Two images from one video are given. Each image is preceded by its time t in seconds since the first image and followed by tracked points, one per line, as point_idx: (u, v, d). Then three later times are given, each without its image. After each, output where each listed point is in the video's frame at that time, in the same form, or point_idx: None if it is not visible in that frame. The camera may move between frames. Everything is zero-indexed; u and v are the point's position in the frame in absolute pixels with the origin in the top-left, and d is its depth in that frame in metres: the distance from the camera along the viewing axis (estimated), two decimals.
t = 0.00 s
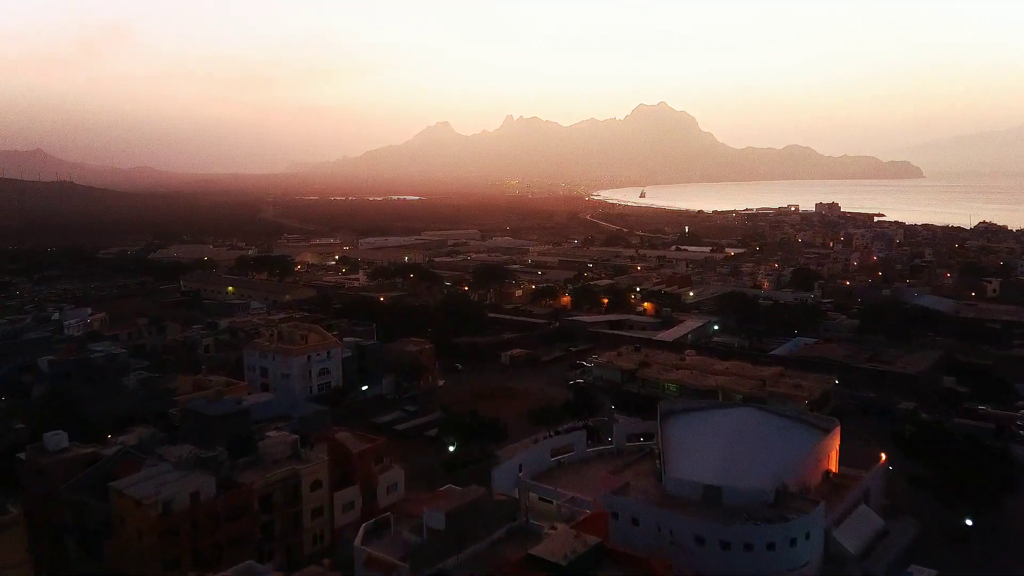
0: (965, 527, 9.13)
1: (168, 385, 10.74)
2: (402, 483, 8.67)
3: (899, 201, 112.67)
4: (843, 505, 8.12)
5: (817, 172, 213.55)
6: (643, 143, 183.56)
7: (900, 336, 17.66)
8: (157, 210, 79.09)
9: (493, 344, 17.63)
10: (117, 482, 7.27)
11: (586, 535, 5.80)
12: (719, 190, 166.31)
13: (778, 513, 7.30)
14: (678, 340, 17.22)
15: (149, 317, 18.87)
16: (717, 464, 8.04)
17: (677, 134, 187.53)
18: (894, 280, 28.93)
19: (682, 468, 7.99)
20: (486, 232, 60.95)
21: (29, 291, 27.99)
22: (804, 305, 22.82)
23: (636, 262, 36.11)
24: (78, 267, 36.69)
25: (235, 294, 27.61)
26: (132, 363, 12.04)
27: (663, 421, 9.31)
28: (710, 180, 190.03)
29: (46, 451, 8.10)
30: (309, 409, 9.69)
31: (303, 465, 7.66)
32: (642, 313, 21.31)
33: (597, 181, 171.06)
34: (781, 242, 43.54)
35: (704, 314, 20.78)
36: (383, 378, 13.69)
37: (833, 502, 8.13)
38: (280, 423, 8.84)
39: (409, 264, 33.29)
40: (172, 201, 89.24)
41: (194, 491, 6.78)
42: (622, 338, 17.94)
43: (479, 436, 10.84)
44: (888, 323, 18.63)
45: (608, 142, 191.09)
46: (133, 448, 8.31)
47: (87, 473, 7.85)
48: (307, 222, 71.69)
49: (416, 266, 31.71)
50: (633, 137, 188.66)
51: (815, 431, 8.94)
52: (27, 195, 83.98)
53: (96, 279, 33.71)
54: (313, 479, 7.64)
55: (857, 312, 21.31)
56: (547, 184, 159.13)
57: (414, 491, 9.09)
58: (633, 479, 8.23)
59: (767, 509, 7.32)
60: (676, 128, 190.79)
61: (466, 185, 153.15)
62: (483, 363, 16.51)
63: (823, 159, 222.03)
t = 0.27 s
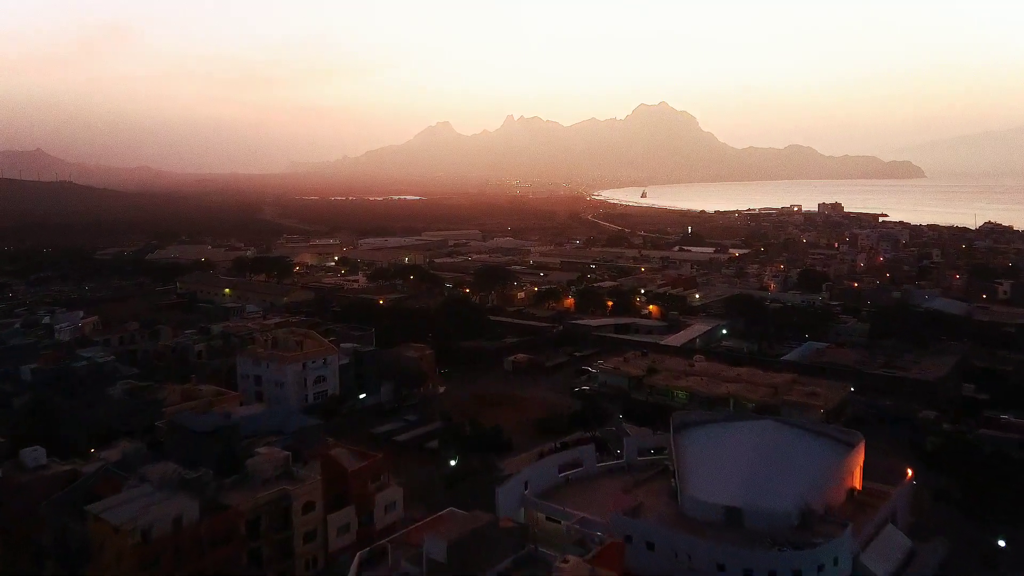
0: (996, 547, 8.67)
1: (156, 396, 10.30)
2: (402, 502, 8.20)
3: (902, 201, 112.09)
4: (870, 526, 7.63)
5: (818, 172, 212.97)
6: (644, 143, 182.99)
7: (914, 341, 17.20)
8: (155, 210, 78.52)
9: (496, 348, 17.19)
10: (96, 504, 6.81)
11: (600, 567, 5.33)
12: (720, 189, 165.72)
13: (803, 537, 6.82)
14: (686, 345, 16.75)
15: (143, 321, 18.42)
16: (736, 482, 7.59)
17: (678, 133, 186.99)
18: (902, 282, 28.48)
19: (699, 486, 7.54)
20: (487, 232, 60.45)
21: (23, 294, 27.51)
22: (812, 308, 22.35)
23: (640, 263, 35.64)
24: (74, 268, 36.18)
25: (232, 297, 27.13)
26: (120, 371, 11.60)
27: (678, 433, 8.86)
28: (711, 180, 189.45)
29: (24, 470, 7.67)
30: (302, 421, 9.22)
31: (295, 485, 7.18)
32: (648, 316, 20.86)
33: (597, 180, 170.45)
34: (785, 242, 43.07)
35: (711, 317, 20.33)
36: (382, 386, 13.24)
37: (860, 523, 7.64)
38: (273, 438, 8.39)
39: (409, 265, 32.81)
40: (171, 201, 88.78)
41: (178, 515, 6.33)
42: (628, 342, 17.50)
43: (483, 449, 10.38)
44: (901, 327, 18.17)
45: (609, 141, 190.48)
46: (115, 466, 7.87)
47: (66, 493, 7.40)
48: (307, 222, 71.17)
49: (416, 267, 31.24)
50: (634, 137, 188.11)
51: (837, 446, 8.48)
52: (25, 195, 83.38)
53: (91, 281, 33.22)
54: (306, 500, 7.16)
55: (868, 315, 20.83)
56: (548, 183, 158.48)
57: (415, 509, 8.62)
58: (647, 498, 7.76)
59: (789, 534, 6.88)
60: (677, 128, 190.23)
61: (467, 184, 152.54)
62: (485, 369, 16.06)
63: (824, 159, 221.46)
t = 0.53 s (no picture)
0: None
1: (144, 407, 9.81)
2: (401, 523, 7.69)
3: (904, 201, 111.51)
4: (902, 551, 7.10)
5: (820, 171, 212.40)
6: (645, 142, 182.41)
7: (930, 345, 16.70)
8: (153, 210, 78.03)
9: (498, 353, 16.70)
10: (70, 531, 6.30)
11: None
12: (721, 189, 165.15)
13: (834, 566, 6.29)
14: (696, 349, 16.27)
15: (135, 325, 17.93)
16: (759, 504, 7.12)
17: (679, 133, 186.45)
18: (911, 283, 27.96)
19: (719, 509, 7.07)
20: (488, 232, 59.97)
21: (16, 296, 27.03)
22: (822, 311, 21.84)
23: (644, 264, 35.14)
24: (70, 269, 35.70)
25: (228, 299, 26.62)
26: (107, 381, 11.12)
27: (694, 450, 8.40)
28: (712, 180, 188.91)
29: None
30: (296, 435, 8.73)
31: (286, 509, 6.67)
32: (654, 319, 20.36)
33: (598, 180, 169.88)
34: (790, 243, 42.58)
35: (718, 320, 19.83)
36: (380, 395, 12.75)
37: (892, 548, 7.11)
38: (263, 455, 7.90)
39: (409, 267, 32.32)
40: (170, 197, 88.21)
41: (155, 544, 5.84)
42: (634, 347, 17.00)
43: (488, 463, 9.88)
44: (915, 331, 17.68)
45: (609, 141, 189.93)
46: (94, 486, 7.37)
47: (40, 516, 6.90)
48: (307, 223, 70.72)
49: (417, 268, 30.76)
50: (635, 137, 187.57)
51: (865, 463, 7.97)
52: (24, 195, 82.90)
53: (87, 283, 32.74)
54: (297, 524, 6.64)
55: (879, 319, 20.34)
56: (548, 183, 157.86)
57: (414, 531, 8.13)
58: (663, 522, 7.25)
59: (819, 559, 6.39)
60: (679, 128, 189.67)
61: (467, 184, 151.98)
62: (487, 375, 15.58)
63: (826, 159, 220.90)
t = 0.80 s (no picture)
0: None
1: (130, 420, 9.34)
2: (400, 549, 7.20)
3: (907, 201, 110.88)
4: None
5: (821, 171, 211.81)
6: (646, 142, 181.81)
7: (948, 350, 16.17)
8: (152, 211, 77.49)
9: (502, 359, 16.19)
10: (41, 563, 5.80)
11: None
12: (723, 189, 164.52)
13: None
14: (705, 355, 15.76)
15: (128, 330, 17.42)
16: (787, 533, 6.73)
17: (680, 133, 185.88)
18: (921, 285, 27.43)
19: (744, 539, 6.68)
20: (489, 233, 59.43)
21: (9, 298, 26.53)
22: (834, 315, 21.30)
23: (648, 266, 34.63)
24: (65, 271, 35.17)
25: (225, 302, 26.13)
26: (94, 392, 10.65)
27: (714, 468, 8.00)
28: (713, 180, 188.34)
29: None
30: (290, 451, 8.24)
31: (276, 538, 6.17)
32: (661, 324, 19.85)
33: (599, 180, 169.29)
34: (795, 244, 42.07)
35: (727, 325, 19.31)
36: (380, 404, 12.25)
37: None
38: (254, 475, 7.40)
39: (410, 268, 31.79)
40: (168, 195, 87.64)
41: None
42: (642, 353, 16.49)
43: (493, 479, 9.37)
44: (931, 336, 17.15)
45: (610, 141, 189.34)
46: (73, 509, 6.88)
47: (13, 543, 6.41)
48: (306, 223, 70.18)
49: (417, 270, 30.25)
50: (636, 137, 187.00)
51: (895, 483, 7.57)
52: (21, 195, 82.33)
53: (82, 285, 32.22)
54: (289, 554, 6.14)
55: (893, 323, 19.80)
56: (549, 183, 157.22)
57: (415, 556, 7.63)
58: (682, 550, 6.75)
59: None
60: (680, 128, 189.08)
61: (468, 185, 151.41)
62: (491, 382, 15.07)
63: (827, 159, 220.31)
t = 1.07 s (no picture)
0: None
1: (116, 435, 8.87)
2: None
3: (910, 201, 110.29)
4: None
5: (822, 172, 211.34)
6: (648, 143, 181.46)
7: (966, 357, 15.67)
8: (150, 212, 76.96)
9: (505, 365, 15.69)
10: None
11: None
12: (724, 190, 163.97)
13: None
14: (716, 362, 15.25)
15: (120, 336, 16.92)
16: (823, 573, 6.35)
17: (681, 134, 185.42)
18: (932, 287, 26.91)
19: None
20: (490, 234, 58.93)
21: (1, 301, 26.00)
22: (845, 319, 20.79)
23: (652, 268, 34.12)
24: (60, 273, 34.66)
25: (222, 305, 25.65)
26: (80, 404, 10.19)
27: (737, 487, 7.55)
28: (715, 181, 187.83)
29: None
30: (283, 471, 7.75)
31: (264, 573, 5.66)
32: (669, 329, 19.36)
33: (600, 180, 168.80)
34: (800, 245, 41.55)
35: (737, 330, 18.80)
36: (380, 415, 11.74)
37: None
38: (244, 501, 6.93)
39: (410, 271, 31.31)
40: (167, 193, 87.18)
41: None
42: (651, 359, 15.98)
43: (499, 499, 8.87)
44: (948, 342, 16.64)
45: (611, 141, 188.87)
46: (50, 537, 6.45)
47: None
48: (306, 224, 69.67)
49: (418, 272, 29.73)
50: (637, 138, 186.50)
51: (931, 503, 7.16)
52: (18, 196, 81.79)
53: (77, 288, 31.72)
54: None
55: (907, 328, 19.28)
56: (550, 184, 156.68)
57: None
58: None
59: None
60: (681, 128, 188.63)
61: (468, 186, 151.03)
62: (495, 389, 14.57)
63: (828, 160, 219.87)
